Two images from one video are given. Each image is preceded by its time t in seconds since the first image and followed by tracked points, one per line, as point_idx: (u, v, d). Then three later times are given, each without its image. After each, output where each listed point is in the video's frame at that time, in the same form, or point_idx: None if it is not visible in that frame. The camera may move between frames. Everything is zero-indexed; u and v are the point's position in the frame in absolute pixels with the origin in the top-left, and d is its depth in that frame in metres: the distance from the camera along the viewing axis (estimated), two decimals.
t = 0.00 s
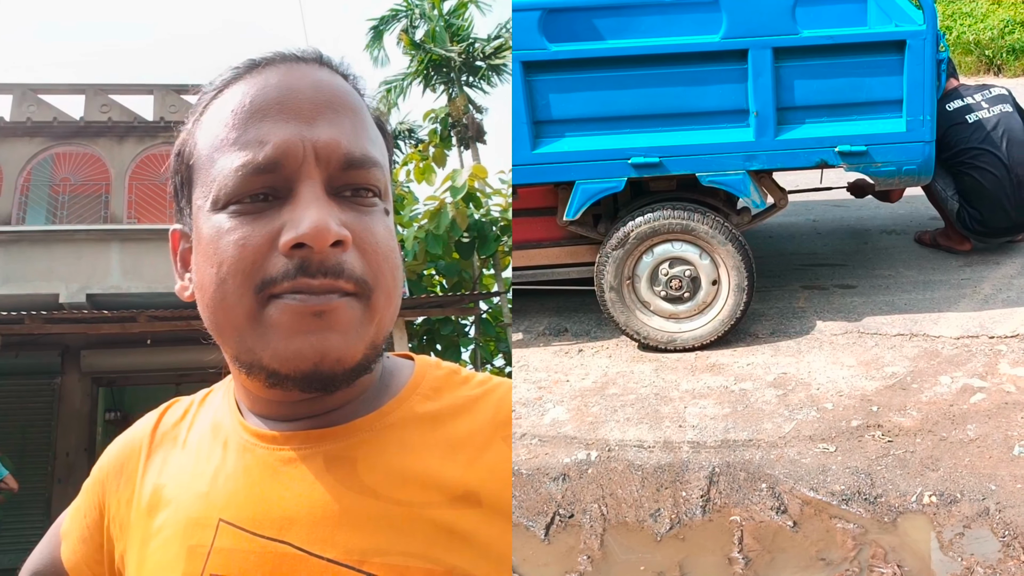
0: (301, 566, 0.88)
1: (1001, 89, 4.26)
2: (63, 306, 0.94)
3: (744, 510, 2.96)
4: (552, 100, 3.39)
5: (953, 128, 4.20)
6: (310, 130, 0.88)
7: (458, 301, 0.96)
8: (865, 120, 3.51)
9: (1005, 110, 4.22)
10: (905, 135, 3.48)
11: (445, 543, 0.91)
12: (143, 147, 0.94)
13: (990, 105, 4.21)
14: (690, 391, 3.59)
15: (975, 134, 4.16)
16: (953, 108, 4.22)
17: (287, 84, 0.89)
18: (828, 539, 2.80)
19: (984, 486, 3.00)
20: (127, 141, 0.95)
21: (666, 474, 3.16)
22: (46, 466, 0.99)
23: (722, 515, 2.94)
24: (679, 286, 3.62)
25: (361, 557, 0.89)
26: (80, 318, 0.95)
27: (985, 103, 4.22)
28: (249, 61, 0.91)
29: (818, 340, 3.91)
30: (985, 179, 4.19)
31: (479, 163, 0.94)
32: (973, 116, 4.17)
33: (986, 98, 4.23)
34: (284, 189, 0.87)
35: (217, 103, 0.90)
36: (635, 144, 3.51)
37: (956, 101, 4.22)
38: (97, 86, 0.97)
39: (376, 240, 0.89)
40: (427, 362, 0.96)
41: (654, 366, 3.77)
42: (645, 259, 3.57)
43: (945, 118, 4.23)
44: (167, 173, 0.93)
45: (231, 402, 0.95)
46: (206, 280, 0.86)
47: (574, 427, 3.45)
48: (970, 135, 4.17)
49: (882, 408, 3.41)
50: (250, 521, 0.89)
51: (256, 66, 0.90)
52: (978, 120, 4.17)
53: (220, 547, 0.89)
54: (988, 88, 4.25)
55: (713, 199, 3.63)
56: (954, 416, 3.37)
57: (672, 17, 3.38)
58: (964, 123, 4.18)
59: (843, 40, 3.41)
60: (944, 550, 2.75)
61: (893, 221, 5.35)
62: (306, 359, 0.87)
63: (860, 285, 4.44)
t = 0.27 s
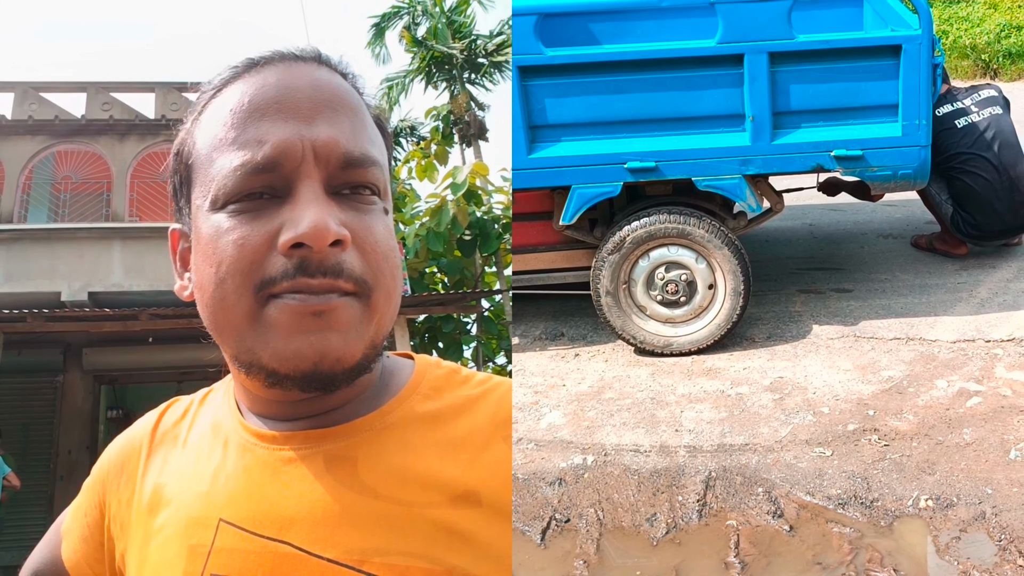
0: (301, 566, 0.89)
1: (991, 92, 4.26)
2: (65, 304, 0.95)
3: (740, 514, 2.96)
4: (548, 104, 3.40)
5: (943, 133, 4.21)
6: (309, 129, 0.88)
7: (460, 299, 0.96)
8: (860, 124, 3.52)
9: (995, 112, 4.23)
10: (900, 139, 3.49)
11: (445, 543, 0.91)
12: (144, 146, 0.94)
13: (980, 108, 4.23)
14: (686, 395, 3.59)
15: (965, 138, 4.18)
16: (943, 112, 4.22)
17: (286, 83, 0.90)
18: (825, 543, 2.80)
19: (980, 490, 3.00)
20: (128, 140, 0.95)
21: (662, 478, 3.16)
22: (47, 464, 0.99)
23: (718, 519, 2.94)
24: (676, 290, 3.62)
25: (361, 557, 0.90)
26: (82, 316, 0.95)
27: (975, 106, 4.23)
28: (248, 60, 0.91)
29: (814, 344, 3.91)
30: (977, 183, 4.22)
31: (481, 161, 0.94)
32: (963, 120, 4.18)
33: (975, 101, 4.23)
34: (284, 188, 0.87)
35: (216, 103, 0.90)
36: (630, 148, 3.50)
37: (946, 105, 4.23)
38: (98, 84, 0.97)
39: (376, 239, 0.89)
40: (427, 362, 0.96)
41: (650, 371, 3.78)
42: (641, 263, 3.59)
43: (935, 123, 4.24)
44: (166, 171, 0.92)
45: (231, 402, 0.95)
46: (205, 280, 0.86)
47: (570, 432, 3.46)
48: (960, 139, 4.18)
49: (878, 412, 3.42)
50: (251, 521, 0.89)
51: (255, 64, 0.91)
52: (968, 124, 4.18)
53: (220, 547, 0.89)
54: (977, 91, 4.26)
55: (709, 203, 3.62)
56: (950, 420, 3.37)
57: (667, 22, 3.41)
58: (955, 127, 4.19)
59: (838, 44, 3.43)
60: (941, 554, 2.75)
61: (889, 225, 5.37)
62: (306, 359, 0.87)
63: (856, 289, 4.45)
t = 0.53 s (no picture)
0: (301, 566, 0.89)
1: (978, 88, 4.24)
2: (67, 305, 0.94)
3: (735, 513, 2.97)
4: (543, 104, 3.40)
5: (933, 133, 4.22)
6: (311, 130, 0.88)
7: (462, 299, 0.97)
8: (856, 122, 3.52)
9: (982, 109, 4.22)
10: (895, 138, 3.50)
11: (445, 544, 0.91)
12: (146, 147, 0.94)
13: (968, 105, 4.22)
14: (682, 395, 3.60)
15: (955, 138, 4.19)
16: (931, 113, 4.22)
17: (287, 83, 0.90)
18: (820, 541, 2.82)
19: (975, 488, 3.01)
20: (130, 141, 0.95)
21: (657, 477, 3.17)
22: (51, 466, 1.00)
23: (713, 518, 2.95)
24: (670, 290, 3.63)
25: (361, 557, 0.90)
26: (85, 317, 0.95)
27: (963, 104, 4.22)
28: (249, 60, 0.91)
29: (809, 343, 3.92)
30: (969, 181, 4.25)
31: (482, 160, 0.94)
32: (951, 120, 4.19)
33: (963, 99, 4.23)
34: (285, 188, 0.87)
35: (217, 102, 0.90)
36: (625, 147, 3.51)
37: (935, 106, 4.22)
38: (100, 85, 0.97)
39: (377, 240, 0.89)
40: (428, 362, 0.96)
41: (645, 370, 3.79)
42: (635, 263, 3.59)
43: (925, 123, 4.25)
44: (168, 172, 0.93)
45: (232, 402, 0.95)
46: (206, 280, 0.87)
47: (565, 431, 3.47)
48: (950, 139, 4.19)
49: (873, 411, 3.43)
50: (251, 521, 0.89)
51: (256, 64, 0.91)
52: (957, 124, 4.19)
53: (221, 547, 0.89)
54: (964, 88, 4.24)
55: (703, 202, 3.63)
56: (945, 418, 3.39)
57: (662, 20, 3.42)
58: (944, 127, 4.19)
59: (832, 43, 3.44)
60: (936, 552, 2.77)
61: (884, 223, 5.39)
62: (307, 359, 0.87)
63: (851, 287, 4.47)
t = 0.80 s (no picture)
0: (302, 566, 0.89)
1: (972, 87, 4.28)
2: (69, 307, 0.95)
3: (732, 512, 2.97)
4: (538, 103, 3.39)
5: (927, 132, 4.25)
6: (311, 130, 0.88)
7: (464, 299, 0.97)
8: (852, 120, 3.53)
9: (976, 108, 4.25)
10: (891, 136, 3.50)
11: (445, 544, 0.92)
12: (147, 148, 0.95)
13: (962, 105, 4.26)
14: (677, 393, 3.61)
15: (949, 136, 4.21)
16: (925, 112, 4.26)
17: (288, 83, 0.90)
18: (816, 539, 2.82)
19: (970, 485, 3.02)
20: (132, 143, 0.96)
21: (653, 476, 3.17)
22: (53, 467, 1.00)
23: (709, 516, 2.96)
24: (666, 288, 3.63)
25: (362, 558, 0.90)
26: (86, 318, 0.96)
27: (957, 103, 4.26)
28: (250, 60, 0.91)
29: (805, 341, 3.93)
30: (965, 179, 4.26)
31: (484, 161, 0.94)
32: (945, 118, 4.22)
33: (957, 98, 4.26)
34: (285, 189, 0.87)
35: (218, 103, 0.90)
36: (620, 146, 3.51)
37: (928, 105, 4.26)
38: (101, 87, 0.98)
39: (377, 241, 0.89)
40: (428, 362, 0.96)
41: (641, 369, 3.80)
42: (631, 262, 3.60)
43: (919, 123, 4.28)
44: (168, 173, 0.93)
45: (232, 402, 0.95)
46: (207, 280, 0.87)
47: (561, 430, 3.48)
48: (944, 137, 4.21)
49: (869, 409, 3.44)
50: (252, 521, 0.89)
51: (257, 64, 0.91)
52: (950, 122, 4.21)
53: (221, 547, 0.90)
54: (958, 87, 4.28)
55: (699, 201, 3.63)
56: (941, 416, 3.40)
57: (657, 18, 3.42)
58: (938, 126, 4.22)
59: (827, 41, 3.45)
60: (932, 550, 2.77)
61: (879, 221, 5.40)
62: (307, 360, 0.88)
63: (847, 285, 4.48)
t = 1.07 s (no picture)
0: (302, 566, 0.89)
1: (964, 86, 4.21)
2: (70, 307, 0.95)
3: (725, 513, 2.98)
4: (530, 103, 3.42)
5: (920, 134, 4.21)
6: (313, 130, 0.88)
7: (466, 299, 0.98)
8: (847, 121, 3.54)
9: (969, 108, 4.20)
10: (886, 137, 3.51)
11: (445, 544, 0.92)
12: (149, 148, 0.95)
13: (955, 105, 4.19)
14: (671, 394, 3.61)
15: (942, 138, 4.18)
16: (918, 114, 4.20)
17: (290, 83, 0.90)
18: (809, 540, 2.82)
19: (964, 486, 3.04)
20: (133, 143, 0.95)
21: (647, 477, 3.18)
22: (55, 466, 1.00)
23: (703, 517, 2.96)
24: (660, 289, 3.63)
25: (362, 557, 0.90)
26: (88, 318, 0.95)
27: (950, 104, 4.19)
28: (251, 59, 0.91)
29: (799, 342, 3.94)
30: (958, 181, 4.27)
31: (485, 160, 0.95)
32: (938, 120, 4.17)
33: (949, 98, 4.20)
34: (287, 188, 0.87)
35: (219, 102, 0.90)
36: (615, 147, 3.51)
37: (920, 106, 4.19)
38: (102, 87, 0.97)
39: (379, 240, 0.89)
40: (428, 361, 0.96)
41: (634, 369, 3.80)
42: (624, 262, 3.59)
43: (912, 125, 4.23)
44: (169, 173, 0.93)
45: (233, 402, 0.95)
46: (208, 279, 0.87)
47: (554, 432, 3.50)
48: (937, 140, 4.18)
49: (863, 409, 3.45)
50: (252, 521, 0.89)
51: (259, 63, 0.91)
52: (943, 124, 4.17)
53: (221, 546, 0.90)
54: (951, 87, 4.20)
55: (692, 201, 3.63)
56: (935, 416, 3.41)
57: (652, 19, 3.45)
58: (931, 128, 4.17)
59: (821, 42, 3.47)
60: (925, 550, 2.78)
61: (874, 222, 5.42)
62: (307, 359, 0.88)
63: (841, 286, 4.49)
